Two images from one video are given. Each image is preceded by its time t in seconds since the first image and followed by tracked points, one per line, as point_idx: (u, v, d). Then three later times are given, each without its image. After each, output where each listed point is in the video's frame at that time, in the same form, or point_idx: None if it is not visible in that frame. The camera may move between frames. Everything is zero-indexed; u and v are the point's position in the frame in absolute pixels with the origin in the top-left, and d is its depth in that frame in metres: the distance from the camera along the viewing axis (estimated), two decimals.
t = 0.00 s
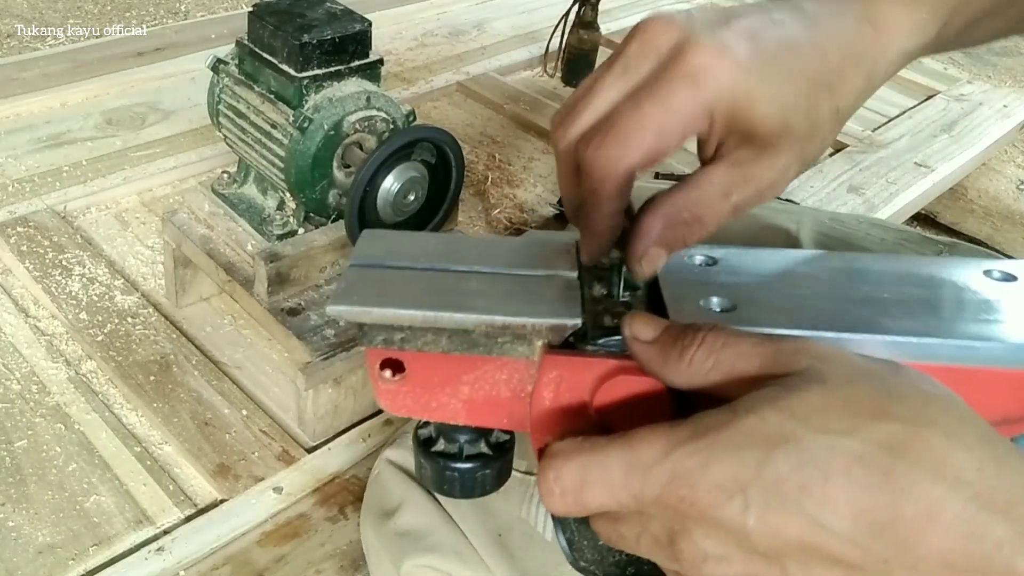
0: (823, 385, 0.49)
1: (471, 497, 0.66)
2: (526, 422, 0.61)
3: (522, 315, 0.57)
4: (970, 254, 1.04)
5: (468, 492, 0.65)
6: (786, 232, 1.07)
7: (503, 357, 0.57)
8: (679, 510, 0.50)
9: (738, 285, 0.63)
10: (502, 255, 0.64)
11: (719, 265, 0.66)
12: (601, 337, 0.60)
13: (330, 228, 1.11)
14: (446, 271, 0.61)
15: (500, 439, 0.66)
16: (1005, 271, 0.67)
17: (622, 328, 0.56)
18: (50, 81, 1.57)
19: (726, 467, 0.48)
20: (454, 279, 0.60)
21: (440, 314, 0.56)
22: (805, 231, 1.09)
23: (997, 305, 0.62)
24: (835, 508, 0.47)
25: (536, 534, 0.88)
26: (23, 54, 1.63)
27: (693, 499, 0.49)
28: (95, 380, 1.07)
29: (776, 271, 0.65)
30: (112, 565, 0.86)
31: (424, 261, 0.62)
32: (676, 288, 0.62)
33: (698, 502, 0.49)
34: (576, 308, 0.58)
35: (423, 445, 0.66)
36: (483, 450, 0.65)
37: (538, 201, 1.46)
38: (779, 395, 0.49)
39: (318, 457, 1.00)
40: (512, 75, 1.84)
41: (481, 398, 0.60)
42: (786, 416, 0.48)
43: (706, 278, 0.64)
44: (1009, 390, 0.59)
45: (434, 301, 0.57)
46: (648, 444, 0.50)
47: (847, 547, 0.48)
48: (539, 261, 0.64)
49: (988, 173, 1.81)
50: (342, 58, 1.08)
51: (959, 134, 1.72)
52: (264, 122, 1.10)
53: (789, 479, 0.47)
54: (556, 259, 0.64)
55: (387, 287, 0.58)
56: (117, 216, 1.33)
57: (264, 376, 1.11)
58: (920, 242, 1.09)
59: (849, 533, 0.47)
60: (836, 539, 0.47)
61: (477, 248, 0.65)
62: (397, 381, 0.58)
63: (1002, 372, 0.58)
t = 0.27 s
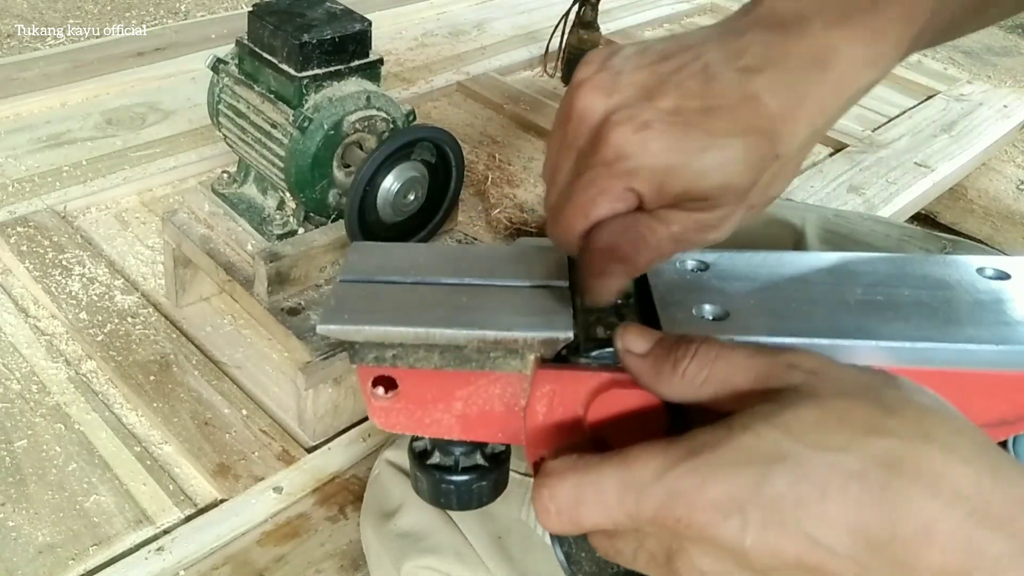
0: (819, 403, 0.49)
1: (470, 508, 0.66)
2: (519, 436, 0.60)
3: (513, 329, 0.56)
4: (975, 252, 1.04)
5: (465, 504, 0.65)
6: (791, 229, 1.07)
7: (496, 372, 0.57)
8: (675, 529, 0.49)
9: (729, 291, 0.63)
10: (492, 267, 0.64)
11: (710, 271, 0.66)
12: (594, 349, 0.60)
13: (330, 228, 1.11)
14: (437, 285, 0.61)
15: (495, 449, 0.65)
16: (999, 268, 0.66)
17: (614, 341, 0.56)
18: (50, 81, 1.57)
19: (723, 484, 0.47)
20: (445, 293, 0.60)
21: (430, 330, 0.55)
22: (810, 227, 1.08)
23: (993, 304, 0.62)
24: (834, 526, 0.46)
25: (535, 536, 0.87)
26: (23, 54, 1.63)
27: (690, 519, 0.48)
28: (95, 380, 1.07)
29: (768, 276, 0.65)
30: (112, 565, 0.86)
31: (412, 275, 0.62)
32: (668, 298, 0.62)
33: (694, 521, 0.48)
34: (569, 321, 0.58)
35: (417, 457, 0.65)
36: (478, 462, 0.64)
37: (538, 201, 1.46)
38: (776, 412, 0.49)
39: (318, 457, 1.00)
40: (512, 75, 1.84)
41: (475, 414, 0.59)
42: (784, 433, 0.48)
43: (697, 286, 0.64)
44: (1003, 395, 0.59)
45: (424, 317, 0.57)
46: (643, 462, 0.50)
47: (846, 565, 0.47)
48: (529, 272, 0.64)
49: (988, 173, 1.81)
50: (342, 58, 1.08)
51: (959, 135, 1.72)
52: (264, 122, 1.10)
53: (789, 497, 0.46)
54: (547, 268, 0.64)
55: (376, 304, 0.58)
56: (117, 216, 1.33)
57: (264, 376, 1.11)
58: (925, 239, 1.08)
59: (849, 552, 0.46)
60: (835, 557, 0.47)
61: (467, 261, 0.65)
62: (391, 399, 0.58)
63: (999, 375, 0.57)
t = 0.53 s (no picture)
0: (811, 413, 0.49)
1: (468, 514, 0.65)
2: (515, 442, 0.61)
3: (505, 337, 0.56)
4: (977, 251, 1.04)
5: (463, 511, 0.64)
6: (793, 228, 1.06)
7: (489, 380, 0.57)
8: (667, 541, 0.50)
9: (724, 295, 0.63)
10: (488, 274, 0.64)
11: (706, 274, 0.66)
12: (588, 357, 0.59)
13: (330, 228, 1.11)
14: (430, 292, 0.61)
15: (492, 455, 0.65)
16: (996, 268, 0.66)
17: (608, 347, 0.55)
18: (50, 81, 1.57)
19: (715, 498, 0.48)
20: (438, 301, 0.60)
21: (421, 340, 0.55)
22: (812, 226, 1.08)
23: (990, 305, 0.62)
24: (827, 539, 0.47)
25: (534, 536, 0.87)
26: (24, 54, 1.63)
27: (682, 531, 0.49)
28: (95, 380, 1.07)
29: (763, 281, 0.65)
30: (112, 565, 0.86)
31: (406, 282, 0.62)
32: (664, 303, 0.62)
33: (686, 533, 0.49)
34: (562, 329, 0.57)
35: (414, 463, 0.65)
36: (476, 467, 0.64)
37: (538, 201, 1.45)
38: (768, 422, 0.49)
39: (318, 457, 1.00)
40: (512, 75, 1.84)
41: (468, 423, 0.59)
42: (777, 446, 0.48)
43: (692, 289, 0.64)
44: (1001, 398, 0.59)
45: (417, 327, 0.57)
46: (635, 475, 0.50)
47: None
48: (524, 279, 0.64)
49: (988, 173, 1.81)
50: (342, 58, 1.08)
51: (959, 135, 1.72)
52: (264, 121, 1.10)
53: (780, 510, 0.47)
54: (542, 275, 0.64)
55: (369, 313, 0.58)
56: (117, 217, 1.33)
57: (264, 376, 1.11)
58: (926, 238, 1.09)
59: (840, 563, 0.48)
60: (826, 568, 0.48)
61: (462, 267, 0.65)
62: (384, 408, 0.58)
63: (997, 376, 0.57)
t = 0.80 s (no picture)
0: (816, 420, 0.49)
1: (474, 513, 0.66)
2: (521, 445, 0.61)
3: (512, 340, 0.56)
4: (977, 251, 1.04)
5: (468, 510, 0.65)
6: (793, 228, 1.06)
7: (496, 383, 0.57)
8: (670, 546, 0.50)
9: (734, 301, 0.63)
10: (496, 273, 0.64)
11: (717, 278, 0.65)
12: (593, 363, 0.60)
13: (330, 228, 1.11)
14: (439, 292, 0.62)
15: (497, 455, 0.65)
16: (1010, 276, 0.66)
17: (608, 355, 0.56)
18: (50, 81, 1.57)
19: (718, 505, 0.48)
20: (446, 301, 0.60)
21: (429, 341, 0.55)
22: (812, 226, 1.08)
23: (1002, 315, 0.61)
24: (829, 545, 0.47)
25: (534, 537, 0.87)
26: (23, 54, 1.63)
27: (684, 536, 0.49)
28: (95, 380, 1.07)
29: (774, 287, 0.65)
30: (112, 565, 0.86)
31: (414, 280, 0.62)
32: (674, 307, 0.62)
33: (689, 540, 0.49)
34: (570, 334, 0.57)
35: (421, 462, 0.65)
36: (481, 467, 0.64)
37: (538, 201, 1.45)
38: (771, 431, 0.49)
39: (318, 456, 1.00)
40: (512, 75, 1.84)
41: (475, 424, 0.59)
42: (779, 452, 0.48)
43: (702, 294, 0.64)
44: (1011, 410, 0.58)
45: (424, 328, 0.57)
46: (642, 477, 0.50)
47: None
48: (532, 279, 0.64)
49: (988, 173, 1.81)
50: (342, 58, 1.08)
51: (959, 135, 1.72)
52: (264, 121, 1.10)
53: (783, 516, 0.47)
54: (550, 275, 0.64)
55: (377, 312, 0.58)
56: (117, 217, 1.33)
57: (264, 376, 1.11)
58: (927, 238, 1.09)
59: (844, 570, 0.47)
60: None
61: (468, 266, 0.65)
62: (391, 408, 0.58)
63: (1006, 392, 0.57)
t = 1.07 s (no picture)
0: (813, 425, 0.49)
1: (473, 518, 0.66)
2: (517, 452, 0.61)
3: (506, 347, 0.56)
4: (977, 251, 1.04)
5: (466, 514, 0.65)
6: (793, 228, 1.06)
7: (490, 390, 0.57)
8: (666, 554, 0.50)
9: (730, 303, 0.63)
10: (491, 278, 0.64)
11: (713, 280, 0.65)
12: (588, 369, 0.60)
13: (330, 228, 1.11)
14: (433, 298, 0.61)
15: (494, 460, 0.65)
16: (1006, 273, 0.66)
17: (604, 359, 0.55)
18: (50, 81, 1.57)
19: (716, 514, 0.48)
20: (441, 308, 0.60)
21: (422, 350, 0.55)
22: (812, 226, 1.08)
23: (999, 313, 0.61)
24: (827, 552, 0.47)
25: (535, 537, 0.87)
26: (23, 54, 1.63)
27: (680, 544, 0.49)
28: (95, 380, 1.07)
29: (769, 288, 0.64)
30: (112, 565, 0.86)
31: (408, 287, 0.62)
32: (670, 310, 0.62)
33: (686, 548, 0.49)
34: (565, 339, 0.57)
35: (418, 469, 0.65)
36: (477, 472, 0.64)
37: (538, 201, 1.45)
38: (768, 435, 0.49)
39: (318, 456, 1.00)
40: (512, 75, 1.84)
41: (470, 431, 0.59)
42: (777, 457, 0.48)
43: (698, 297, 0.63)
44: (1010, 410, 0.58)
45: (418, 336, 0.57)
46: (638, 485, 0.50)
47: None
48: (527, 284, 0.64)
49: (988, 173, 1.81)
50: (342, 58, 1.08)
51: (959, 135, 1.72)
52: (264, 121, 1.10)
53: (781, 524, 0.47)
54: (545, 279, 0.64)
55: (370, 321, 0.58)
56: (117, 216, 1.33)
57: (264, 376, 1.11)
58: (926, 238, 1.09)
59: None
60: None
61: (463, 272, 0.65)
62: (385, 417, 0.58)
63: (1004, 390, 0.57)
